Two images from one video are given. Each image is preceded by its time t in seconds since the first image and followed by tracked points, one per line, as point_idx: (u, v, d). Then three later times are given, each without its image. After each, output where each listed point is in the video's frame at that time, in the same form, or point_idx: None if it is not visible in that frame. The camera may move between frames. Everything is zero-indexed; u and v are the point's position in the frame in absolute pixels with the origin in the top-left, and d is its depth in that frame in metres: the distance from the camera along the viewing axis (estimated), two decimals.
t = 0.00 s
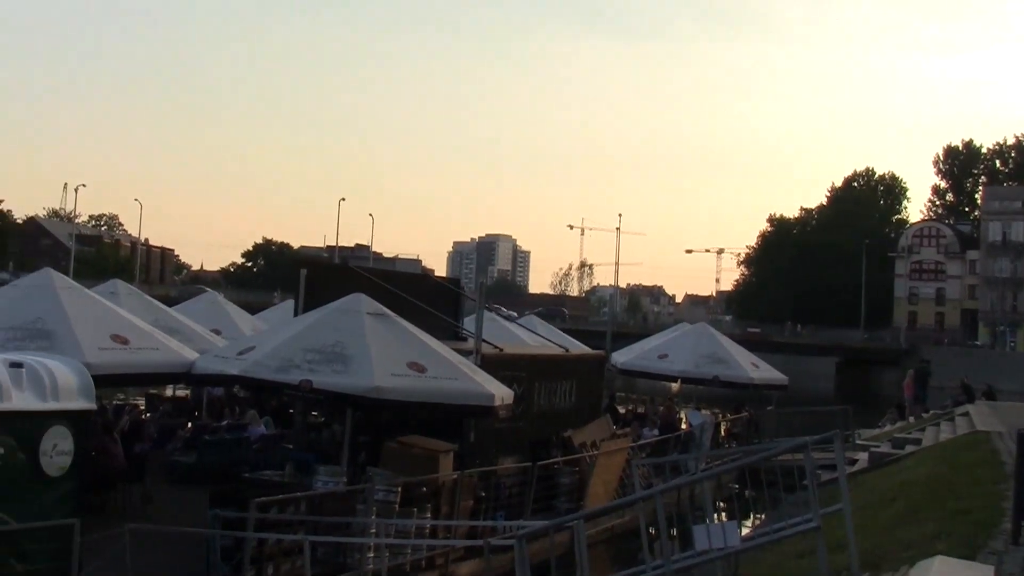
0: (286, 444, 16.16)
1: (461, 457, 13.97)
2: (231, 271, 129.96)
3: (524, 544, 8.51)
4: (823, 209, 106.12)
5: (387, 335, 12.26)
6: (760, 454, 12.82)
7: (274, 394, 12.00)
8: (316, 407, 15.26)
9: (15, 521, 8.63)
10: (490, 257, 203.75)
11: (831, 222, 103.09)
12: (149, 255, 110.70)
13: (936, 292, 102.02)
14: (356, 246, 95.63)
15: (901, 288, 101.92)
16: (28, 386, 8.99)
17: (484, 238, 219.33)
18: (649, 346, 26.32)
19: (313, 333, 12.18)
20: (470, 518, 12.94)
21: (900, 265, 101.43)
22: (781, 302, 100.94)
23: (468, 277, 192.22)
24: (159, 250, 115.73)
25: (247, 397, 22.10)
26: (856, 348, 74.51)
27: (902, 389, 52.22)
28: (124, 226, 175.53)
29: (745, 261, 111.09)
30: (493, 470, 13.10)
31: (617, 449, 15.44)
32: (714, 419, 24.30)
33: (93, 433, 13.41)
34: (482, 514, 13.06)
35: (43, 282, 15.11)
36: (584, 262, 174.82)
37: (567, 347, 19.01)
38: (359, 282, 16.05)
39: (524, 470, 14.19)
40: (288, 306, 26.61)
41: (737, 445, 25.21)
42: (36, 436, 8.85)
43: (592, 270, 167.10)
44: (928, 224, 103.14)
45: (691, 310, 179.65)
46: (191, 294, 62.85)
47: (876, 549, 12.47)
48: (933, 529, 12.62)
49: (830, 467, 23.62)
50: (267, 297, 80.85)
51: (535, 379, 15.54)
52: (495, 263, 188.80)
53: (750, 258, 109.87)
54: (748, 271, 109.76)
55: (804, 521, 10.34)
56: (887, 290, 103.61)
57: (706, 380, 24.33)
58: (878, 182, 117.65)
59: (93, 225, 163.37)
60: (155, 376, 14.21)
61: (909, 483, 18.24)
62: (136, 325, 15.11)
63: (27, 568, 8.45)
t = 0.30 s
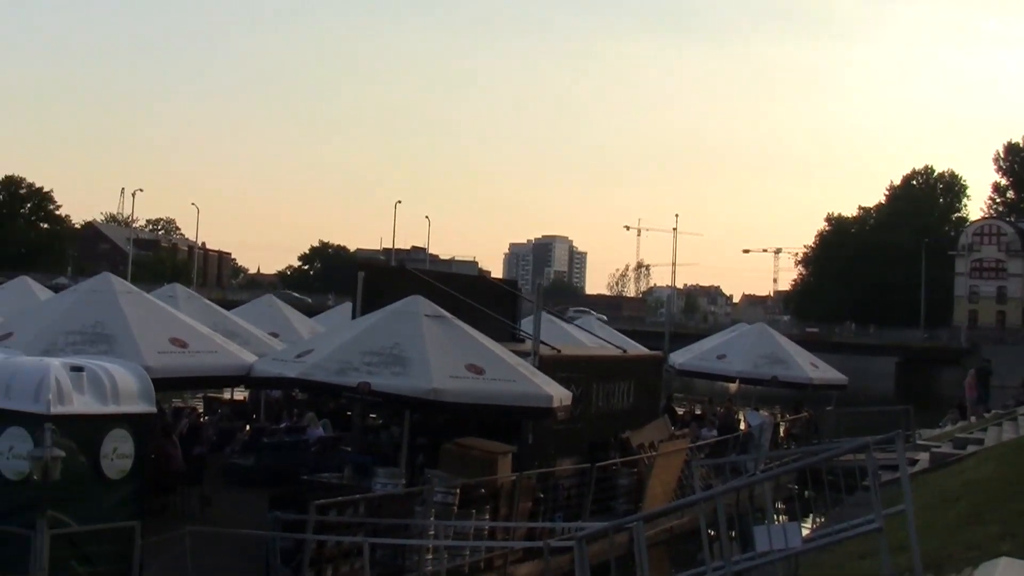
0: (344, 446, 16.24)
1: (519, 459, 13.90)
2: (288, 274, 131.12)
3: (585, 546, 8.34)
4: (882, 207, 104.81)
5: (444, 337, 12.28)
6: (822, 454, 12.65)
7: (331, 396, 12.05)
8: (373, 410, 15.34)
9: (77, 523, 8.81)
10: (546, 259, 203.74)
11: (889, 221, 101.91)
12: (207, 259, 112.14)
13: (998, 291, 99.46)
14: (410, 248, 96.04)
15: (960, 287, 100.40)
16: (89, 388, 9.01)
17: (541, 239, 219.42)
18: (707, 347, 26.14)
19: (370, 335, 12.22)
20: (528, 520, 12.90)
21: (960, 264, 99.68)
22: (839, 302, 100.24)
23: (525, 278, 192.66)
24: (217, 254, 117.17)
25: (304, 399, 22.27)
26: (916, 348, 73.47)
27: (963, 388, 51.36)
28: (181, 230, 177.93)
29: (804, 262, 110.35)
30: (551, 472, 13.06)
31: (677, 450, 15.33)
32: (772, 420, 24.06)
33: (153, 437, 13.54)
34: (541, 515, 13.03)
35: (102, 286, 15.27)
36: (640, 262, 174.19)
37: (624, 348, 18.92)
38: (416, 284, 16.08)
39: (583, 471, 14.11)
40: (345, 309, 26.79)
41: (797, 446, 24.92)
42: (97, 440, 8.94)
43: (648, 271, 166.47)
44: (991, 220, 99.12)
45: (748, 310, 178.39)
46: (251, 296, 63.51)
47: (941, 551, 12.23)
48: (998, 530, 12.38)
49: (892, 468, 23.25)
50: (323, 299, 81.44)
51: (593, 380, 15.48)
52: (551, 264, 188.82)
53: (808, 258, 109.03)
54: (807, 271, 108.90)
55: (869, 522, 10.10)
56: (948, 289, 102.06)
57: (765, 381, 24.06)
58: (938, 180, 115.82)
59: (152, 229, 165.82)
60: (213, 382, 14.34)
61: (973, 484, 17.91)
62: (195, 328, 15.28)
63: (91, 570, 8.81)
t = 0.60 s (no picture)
0: (407, 447, 16.30)
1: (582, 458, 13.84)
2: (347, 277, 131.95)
3: (650, 542, 8.26)
4: (944, 199, 103.13)
5: (506, 336, 12.29)
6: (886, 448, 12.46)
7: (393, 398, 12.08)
8: (436, 412, 15.38)
9: (143, 528, 8.90)
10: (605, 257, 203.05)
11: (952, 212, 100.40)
12: (266, 263, 113.19)
13: None
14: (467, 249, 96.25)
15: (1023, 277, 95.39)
16: (152, 393, 9.07)
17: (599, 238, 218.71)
18: (769, 343, 25.90)
19: (431, 337, 12.25)
20: (592, 519, 12.86)
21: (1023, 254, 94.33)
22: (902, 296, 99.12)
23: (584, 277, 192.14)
24: (275, 258, 118.30)
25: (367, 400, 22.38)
26: (981, 341, 72.18)
27: None
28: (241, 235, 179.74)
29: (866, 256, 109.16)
30: (615, 470, 13.01)
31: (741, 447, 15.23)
32: (836, 415, 23.78)
33: (217, 440, 13.63)
34: (605, 513, 12.98)
35: (164, 291, 15.42)
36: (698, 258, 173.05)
37: (686, 345, 18.79)
38: (476, 283, 16.11)
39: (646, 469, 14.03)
40: (406, 311, 26.91)
41: (862, 440, 24.59)
42: (161, 445, 9.03)
43: (708, 267, 165.22)
44: None
45: (810, 305, 176.43)
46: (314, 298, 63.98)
47: (1012, 546, 11.98)
48: None
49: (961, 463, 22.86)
50: (381, 302, 81.87)
51: (655, 378, 15.40)
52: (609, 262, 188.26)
53: (869, 251, 107.69)
54: (868, 265, 107.60)
55: (938, 517, 9.84)
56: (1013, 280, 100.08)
57: (829, 376, 23.81)
58: (1001, 169, 113.67)
59: (212, 234, 167.83)
60: (276, 386, 14.45)
61: None
62: (256, 332, 15.43)
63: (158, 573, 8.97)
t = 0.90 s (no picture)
0: (461, 441, 16.37)
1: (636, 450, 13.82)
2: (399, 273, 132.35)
3: (706, 533, 8.25)
4: (998, 185, 101.35)
5: (559, 330, 12.30)
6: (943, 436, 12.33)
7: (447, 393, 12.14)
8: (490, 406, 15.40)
9: (199, 526, 8.99)
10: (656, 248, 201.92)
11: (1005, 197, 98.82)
12: (317, 261, 113.88)
13: None
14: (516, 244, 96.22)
15: None
16: (206, 392, 9.18)
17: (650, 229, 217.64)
18: (823, 332, 25.72)
19: (484, 331, 12.29)
20: (647, 511, 12.85)
21: None
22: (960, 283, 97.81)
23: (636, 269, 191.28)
24: (327, 255, 119.02)
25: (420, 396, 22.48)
26: None
27: None
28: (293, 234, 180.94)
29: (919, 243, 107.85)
30: (670, 462, 12.99)
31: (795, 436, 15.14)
32: (891, 404, 23.58)
33: (272, 438, 13.73)
34: (660, 505, 12.97)
35: (216, 290, 15.57)
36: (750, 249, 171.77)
37: (739, 336, 18.68)
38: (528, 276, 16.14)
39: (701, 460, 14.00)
40: (458, 306, 26.99)
41: (918, 429, 24.32)
42: (216, 444, 9.13)
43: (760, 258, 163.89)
44: None
45: (865, 295, 174.21)
46: (367, 295, 64.22)
47: None
48: None
49: (1020, 450, 22.54)
50: (432, 298, 82.08)
51: (709, 369, 15.34)
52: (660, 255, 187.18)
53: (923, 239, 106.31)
54: (922, 252, 106.23)
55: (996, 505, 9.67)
56: None
57: (884, 365, 23.63)
58: None
59: (263, 233, 169.09)
60: (330, 383, 14.58)
61: None
62: (309, 329, 15.57)
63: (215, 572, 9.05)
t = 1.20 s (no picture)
0: (518, 438, 16.45)
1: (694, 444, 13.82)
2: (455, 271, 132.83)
3: (764, 528, 8.23)
4: None
5: (616, 326, 12.33)
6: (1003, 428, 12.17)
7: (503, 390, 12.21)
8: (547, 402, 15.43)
9: (258, 524, 9.14)
10: (713, 242, 200.49)
11: None
12: (374, 259, 114.63)
13: None
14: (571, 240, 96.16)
15: None
16: (262, 390, 9.32)
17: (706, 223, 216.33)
18: (881, 324, 25.49)
19: (541, 327, 12.35)
20: (707, 506, 12.86)
21: None
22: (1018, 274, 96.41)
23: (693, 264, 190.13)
24: (383, 254, 119.79)
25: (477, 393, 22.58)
26: None
27: None
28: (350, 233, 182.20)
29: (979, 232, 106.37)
30: (729, 457, 12.99)
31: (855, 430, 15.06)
32: (951, 396, 23.34)
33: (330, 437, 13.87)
34: (720, 500, 12.96)
35: (274, 290, 15.77)
36: (807, 241, 170.20)
37: (798, 330, 18.55)
38: (584, 272, 16.17)
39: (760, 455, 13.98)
40: (515, 304, 27.07)
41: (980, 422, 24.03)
42: (272, 443, 9.27)
43: (816, 251, 162.34)
44: None
45: (924, 286, 171.87)
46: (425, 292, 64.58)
47: None
48: None
49: None
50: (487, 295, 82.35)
51: (767, 363, 15.29)
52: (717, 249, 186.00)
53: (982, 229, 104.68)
54: (982, 243, 104.63)
55: None
56: None
57: (943, 357, 23.39)
58: None
59: (320, 233, 170.66)
60: (387, 381, 14.73)
61: None
62: (365, 328, 15.73)
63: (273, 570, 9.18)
